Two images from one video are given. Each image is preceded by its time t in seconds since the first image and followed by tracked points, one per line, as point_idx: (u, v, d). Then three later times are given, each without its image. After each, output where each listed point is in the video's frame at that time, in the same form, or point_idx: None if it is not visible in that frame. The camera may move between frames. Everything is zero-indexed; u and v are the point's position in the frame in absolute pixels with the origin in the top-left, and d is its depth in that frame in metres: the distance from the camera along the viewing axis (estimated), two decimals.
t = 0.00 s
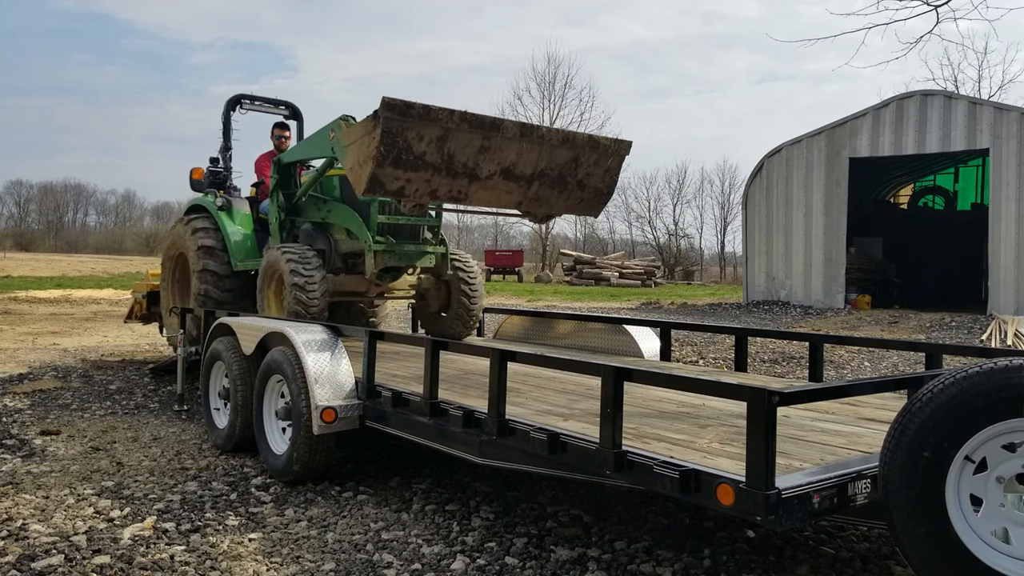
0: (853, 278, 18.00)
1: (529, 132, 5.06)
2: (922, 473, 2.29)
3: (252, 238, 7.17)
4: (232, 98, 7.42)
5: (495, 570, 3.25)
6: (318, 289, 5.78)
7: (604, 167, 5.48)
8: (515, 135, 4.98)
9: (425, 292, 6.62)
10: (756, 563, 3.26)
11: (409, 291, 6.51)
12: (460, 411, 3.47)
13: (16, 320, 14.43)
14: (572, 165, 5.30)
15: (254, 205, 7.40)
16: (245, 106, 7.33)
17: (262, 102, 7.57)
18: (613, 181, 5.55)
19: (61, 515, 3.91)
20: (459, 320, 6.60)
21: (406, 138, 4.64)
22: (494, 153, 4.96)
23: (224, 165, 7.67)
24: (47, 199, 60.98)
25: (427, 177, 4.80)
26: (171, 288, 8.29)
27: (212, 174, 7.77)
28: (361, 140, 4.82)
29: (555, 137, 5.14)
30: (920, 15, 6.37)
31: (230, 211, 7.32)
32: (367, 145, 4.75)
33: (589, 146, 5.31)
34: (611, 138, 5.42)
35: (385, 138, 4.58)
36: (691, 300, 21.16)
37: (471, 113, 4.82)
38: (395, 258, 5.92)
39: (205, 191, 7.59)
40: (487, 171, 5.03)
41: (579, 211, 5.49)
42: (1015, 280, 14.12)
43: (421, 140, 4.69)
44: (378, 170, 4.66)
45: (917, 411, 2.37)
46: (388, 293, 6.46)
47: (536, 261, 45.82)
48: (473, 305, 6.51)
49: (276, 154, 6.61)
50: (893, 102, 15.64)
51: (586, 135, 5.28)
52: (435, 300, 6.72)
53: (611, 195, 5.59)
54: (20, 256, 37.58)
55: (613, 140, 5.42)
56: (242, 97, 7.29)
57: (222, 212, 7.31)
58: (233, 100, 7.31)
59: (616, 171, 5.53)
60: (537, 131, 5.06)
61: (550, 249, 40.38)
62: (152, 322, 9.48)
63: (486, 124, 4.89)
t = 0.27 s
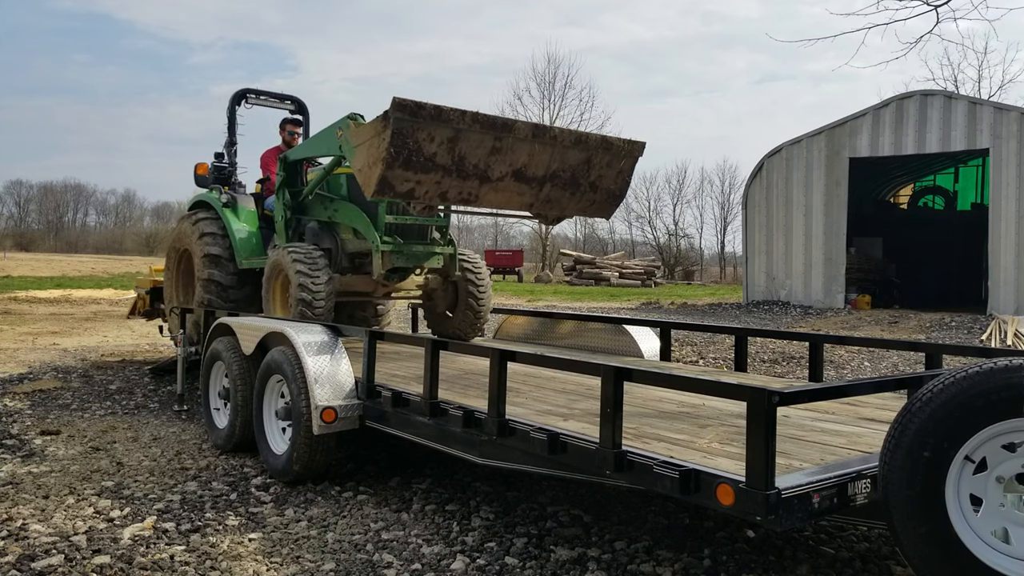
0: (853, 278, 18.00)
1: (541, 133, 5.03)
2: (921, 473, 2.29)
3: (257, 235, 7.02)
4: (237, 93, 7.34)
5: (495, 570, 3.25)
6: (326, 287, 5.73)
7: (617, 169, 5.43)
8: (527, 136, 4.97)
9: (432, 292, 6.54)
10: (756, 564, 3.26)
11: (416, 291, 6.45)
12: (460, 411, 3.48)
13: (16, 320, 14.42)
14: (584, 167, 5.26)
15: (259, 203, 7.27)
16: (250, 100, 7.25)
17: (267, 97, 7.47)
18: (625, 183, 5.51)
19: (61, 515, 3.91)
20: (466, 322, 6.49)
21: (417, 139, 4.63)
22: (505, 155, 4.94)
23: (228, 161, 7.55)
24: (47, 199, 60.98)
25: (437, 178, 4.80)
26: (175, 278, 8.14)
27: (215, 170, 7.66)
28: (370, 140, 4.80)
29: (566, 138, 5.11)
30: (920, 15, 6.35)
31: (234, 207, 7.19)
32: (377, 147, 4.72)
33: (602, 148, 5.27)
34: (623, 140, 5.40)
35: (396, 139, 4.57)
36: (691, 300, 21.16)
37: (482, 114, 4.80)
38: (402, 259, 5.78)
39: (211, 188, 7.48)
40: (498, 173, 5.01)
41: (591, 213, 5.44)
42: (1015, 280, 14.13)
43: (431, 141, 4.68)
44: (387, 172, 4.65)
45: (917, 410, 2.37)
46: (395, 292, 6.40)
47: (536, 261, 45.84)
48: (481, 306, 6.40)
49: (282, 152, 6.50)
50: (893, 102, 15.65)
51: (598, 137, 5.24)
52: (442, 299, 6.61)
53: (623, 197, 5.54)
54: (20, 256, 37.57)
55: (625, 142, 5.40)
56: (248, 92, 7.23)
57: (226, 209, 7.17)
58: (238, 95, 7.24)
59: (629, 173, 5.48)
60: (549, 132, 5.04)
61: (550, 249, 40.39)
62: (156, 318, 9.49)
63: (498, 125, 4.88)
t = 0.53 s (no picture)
0: (853, 278, 18.00)
1: (556, 136, 4.92)
2: (921, 473, 2.29)
3: (263, 232, 6.95)
4: (241, 86, 7.24)
5: (495, 570, 3.25)
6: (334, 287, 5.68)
7: (632, 172, 5.32)
8: (541, 139, 4.86)
9: (440, 292, 6.43)
10: (756, 563, 3.26)
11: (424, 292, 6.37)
12: (460, 411, 3.48)
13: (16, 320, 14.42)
14: (598, 170, 5.16)
15: (265, 197, 7.20)
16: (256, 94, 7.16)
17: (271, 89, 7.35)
18: (640, 186, 5.40)
19: (61, 515, 3.91)
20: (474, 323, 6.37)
21: (430, 143, 4.52)
22: (519, 158, 4.83)
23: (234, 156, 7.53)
24: (47, 199, 60.97)
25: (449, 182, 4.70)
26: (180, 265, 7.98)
27: (221, 164, 7.64)
28: (382, 143, 4.70)
29: (581, 141, 5.00)
30: (920, 14, 6.33)
31: (240, 204, 7.11)
32: (388, 149, 4.63)
33: (617, 150, 5.15)
34: (639, 142, 5.28)
35: (408, 143, 4.45)
36: (691, 300, 21.16)
37: (496, 117, 4.68)
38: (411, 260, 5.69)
39: (216, 184, 7.41)
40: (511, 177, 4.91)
41: (604, 216, 5.35)
42: (1015, 280, 14.12)
43: (445, 144, 4.57)
44: (400, 175, 4.55)
45: (917, 410, 2.37)
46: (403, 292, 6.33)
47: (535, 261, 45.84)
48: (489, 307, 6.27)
49: (290, 148, 6.39)
50: (893, 102, 15.65)
51: (614, 139, 5.13)
52: (450, 299, 6.52)
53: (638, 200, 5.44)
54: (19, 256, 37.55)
55: (641, 144, 5.28)
56: (253, 87, 7.14)
57: (232, 205, 7.11)
58: (243, 89, 7.16)
59: (644, 176, 5.37)
60: (563, 135, 4.93)
61: (550, 249, 40.39)
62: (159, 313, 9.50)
63: (513, 127, 4.75)
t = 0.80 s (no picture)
0: (853, 278, 17.99)
1: (569, 138, 4.84)
2: (921, 473, 2.29)
3: (268, 230, 6.91)
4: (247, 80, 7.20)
5: (495, 570, 3.25)
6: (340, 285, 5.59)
7: (646, 173, 5.24)
8: (554, 141, 4.79)
9: (448, 292, 6.33)
10: (755, 563, 3.26)
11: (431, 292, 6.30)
12: (460, 411, 3.47)
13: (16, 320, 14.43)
14: (612, 172, 5.07)
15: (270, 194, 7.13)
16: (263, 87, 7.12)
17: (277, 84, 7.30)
18: (653, 188, 5.31)
19: (61, 515, 3.91)
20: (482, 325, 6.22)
21: (441, 145, 4.45)
22: (531, 160, 4.76)
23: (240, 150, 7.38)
24: (47, 199, 60.98)
25: (461, 185, 4.63)
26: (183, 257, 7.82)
27: (224, 160, 7.41)
28: (393, 144, 4.62)
29: (595, 142, 4.92)
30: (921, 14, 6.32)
31: (244, 201, 7.05)
32: (399, 151, 4.54)
33: (631, 152, 5.07)
34: (654, 144, 5.19)
35: (419, 145, 4.39)
36: (691, 300, 21.16)
37: (509, 119, 4.61)
38: (420, 262, 5.60)
39: (220, 178, 7.32)
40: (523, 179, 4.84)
41: (617, 218, 5.27)
42: (1015, 280, 14.12)
43: (456, 147, 4.50)
44: (410, 178, 4.47)
45: (917, 410, 2.37)
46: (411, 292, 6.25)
47: (536, 262, 45.84)
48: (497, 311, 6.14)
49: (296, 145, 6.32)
50: (893, 102, 15.65)
51: (628, 141, 5.05)
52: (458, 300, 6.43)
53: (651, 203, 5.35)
54: (20, 257, 37.60)
55: (656, 146, 5.20)
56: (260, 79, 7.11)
57: (237, 202, 7.05)
58: (250, 82, 7.12)
59: (658, 177, 5.29)
60: (576, 137, 4.85)
61: (550, 249, 40.39)
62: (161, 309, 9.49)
63: (525, 130, 4.68)
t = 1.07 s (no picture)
0: (853, 278, 18.00)
1: (583, 141, 4.76)
2: (921, 473, 2.29)
3: (273, 228, 6.78)
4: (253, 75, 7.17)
5: (495, 570, 3.25)
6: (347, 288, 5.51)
7: (660, 176, 5.17)
8: (568, 144, 4.70)
9: (455, 293, 6.30)
10: (756, 563, 3.26)
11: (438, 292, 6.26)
12: (460, 411, 3.47)
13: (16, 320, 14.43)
14: (625, 175, 5.00)
15: (276, 190, 7.06)
16: (268, 82, 7.09)
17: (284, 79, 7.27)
18: (667, 191, 5.23)
19: (61, 515, 3.91)
20: (490, 327, 6.20)
21: (453, 148, 4.36)
22: (544, 164, 4.69)
23: (244, 146, 7.34)
24: (47, 199, 61.00)
25: (472, 188, 4.55)
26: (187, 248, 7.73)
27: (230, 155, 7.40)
28: (403, 147, 4.55)
29: (609, 145, 4.84)
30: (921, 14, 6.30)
31: (249, 197, 6.93)
32: (409, 155, 4.47)
33: (645, 154, 5.00)
34: (667, 146, 5.11)
35: (431, 148, 4.29)
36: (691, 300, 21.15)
37: (522, 122, 4.52)
38: (428, 263, 5.56)
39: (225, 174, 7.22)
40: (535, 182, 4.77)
41: (629, 221, 5.22)
42: (1015, 280, 14.12)
43: (468, 150, 4.41)
44: (421, 182, 4.40)
45: (917, 410, 2.37)
46: (417, 293, 6.20)
47: (536, 262, 45.85)
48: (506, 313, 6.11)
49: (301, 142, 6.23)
50: (893, 102, 15.65)
51: (642, 143, 4.97)
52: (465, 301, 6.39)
53: (664, 205, 5.29)
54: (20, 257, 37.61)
55: (670, 148, 5.12)
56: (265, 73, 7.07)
57: (242, 198, 6.94)
58: (255, 76, 7.10)
59: (671, 180, 5.22)
60: (591, 139, 4.77)
61: (550, 250, 40.39)
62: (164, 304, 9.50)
63: (539, 132, 4.59)
